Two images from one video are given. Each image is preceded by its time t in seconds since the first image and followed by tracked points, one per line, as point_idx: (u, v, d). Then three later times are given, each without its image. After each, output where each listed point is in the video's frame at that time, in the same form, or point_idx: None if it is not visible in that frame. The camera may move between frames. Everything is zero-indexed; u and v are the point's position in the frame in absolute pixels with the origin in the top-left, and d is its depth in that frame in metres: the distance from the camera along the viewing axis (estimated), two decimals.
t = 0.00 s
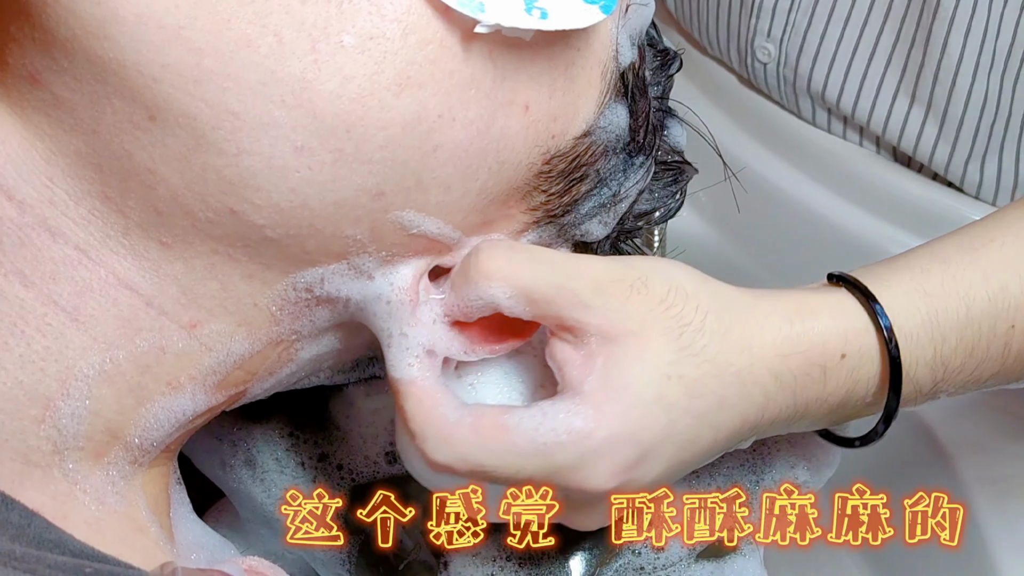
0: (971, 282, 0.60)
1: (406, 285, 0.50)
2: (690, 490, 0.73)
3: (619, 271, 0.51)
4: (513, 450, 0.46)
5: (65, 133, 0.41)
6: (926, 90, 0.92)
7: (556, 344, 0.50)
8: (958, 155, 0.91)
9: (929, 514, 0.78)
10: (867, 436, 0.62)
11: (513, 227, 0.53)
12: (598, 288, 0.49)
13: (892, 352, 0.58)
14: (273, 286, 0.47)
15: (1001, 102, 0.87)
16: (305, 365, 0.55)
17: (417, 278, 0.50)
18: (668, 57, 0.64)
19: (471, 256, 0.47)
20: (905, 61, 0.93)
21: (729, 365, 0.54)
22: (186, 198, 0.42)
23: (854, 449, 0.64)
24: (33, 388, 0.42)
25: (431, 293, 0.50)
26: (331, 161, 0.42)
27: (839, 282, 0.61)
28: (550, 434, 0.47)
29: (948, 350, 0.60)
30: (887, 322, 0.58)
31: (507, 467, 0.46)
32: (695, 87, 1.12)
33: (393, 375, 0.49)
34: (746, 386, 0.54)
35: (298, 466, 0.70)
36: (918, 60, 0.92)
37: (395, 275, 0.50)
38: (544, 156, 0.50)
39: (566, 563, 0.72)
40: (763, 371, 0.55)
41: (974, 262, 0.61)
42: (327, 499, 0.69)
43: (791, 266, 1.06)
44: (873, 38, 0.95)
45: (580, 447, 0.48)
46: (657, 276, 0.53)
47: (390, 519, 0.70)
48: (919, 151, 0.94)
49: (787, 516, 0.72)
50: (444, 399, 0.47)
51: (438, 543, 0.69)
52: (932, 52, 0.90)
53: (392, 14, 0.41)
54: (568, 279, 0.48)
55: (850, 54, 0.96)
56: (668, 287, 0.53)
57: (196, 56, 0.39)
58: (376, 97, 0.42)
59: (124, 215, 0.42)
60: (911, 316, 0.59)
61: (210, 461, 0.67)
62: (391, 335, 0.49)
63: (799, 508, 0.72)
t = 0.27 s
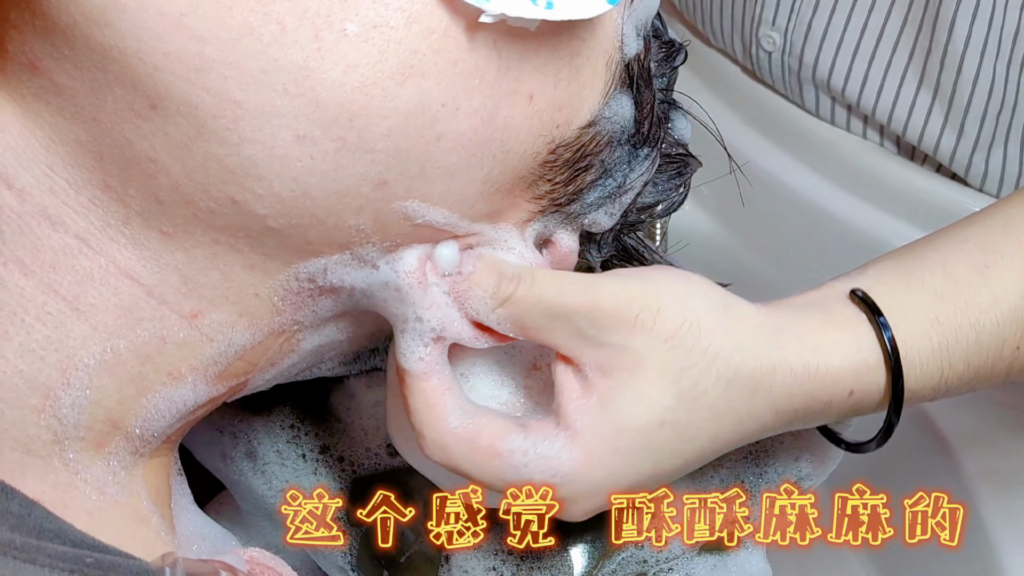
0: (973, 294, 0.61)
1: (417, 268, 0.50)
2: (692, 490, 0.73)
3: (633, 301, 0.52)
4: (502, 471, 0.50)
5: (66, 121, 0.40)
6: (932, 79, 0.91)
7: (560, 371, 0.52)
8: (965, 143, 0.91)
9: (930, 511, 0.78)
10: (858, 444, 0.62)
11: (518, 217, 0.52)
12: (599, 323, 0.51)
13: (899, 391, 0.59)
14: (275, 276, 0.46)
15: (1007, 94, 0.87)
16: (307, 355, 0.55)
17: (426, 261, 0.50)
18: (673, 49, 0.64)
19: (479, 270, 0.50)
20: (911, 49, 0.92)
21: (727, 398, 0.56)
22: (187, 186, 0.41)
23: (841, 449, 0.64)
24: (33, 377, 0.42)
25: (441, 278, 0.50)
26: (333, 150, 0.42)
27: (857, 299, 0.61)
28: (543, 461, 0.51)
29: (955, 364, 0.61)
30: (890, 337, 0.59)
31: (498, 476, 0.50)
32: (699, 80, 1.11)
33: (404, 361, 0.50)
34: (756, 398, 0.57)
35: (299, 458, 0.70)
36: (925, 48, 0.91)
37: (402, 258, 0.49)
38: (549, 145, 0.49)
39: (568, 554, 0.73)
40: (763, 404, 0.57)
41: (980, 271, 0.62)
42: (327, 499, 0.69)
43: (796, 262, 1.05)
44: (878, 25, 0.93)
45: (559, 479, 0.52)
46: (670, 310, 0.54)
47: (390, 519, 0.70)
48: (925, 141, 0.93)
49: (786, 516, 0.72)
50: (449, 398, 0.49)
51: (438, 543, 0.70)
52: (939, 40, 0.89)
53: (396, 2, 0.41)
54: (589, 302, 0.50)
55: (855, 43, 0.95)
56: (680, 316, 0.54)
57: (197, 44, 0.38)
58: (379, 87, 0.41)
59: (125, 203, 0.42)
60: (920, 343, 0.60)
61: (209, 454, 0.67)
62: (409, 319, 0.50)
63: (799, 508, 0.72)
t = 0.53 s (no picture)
0: (960, 340, 0.59)
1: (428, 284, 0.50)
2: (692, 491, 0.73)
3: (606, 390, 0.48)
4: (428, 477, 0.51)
5: (73, 127, 0.41)
6: (931, 84, 0.91)
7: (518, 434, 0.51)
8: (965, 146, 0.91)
9: (930, 511, 0.79)
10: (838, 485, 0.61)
11: (522, 221, 0.53)
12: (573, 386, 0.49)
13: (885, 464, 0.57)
14: (280, 279, 0.47)
15: (1006, 100, 0.87)
16: (311, 358, 0.55)
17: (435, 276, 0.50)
18: (676, 53, 0.64)
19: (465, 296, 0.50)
20: (910, 54, 0.92)
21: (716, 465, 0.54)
22: (193, 191, 0.42)
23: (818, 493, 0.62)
24: (41, 379, 0.43)
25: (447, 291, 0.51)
26: (338, 156, 0.43)
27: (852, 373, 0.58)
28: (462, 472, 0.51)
29: (947, 432, 0.59)
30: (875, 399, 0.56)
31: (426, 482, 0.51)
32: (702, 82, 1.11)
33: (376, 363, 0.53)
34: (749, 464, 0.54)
35: (303, 459, 0.71)
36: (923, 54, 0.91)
37: (410, 270, 0.50)
38: (551, 151, 0.50)
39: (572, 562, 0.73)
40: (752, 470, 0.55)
41: (971, 316, 0.59)
42: (327, 498, 0.69)
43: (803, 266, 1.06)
44: (877, 30, 0.93)
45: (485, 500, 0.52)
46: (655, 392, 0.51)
47: (390, 519, 0.70)
48: (925, 144, 0.94)
49: (786, 516, 0.72)
50: (403, 395, 0.52)
51: (438, 542, 0.69)
52: (938, 47, 0.89)
53: (400, 9, 0.41)
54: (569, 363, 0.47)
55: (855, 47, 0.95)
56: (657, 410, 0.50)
57: (204, 50, 0.39)
58: (384, 93, 0.42)
59: (132, 208, 0.43)
60: (911, 417, 0.57)
61: (214, 454, 0.68)
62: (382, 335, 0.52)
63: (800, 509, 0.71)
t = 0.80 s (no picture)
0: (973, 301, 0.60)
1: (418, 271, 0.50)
2: (692, 489, 0.72)
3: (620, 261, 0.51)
4: (510, 443, 0.47)
5: (72, 119, 0.41)
6: (930, 84, 0.91)
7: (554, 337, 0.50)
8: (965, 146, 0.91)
9: (930, 511, 0.79)
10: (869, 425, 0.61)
11: (522, 213, 0.53)
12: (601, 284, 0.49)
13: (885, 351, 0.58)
14: (281, 273, 0.47)
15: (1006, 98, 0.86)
16: (312, 352, 0.55)
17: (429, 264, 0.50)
18: (675, 45, 0.64)
19: (474, 243, 0.48)
20: (909, 55, 0.92)
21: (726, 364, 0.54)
22: (193, 184, 0.42)
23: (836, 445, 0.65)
24: (41, 373, 0.43)
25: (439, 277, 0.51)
26: (338, 148, 0.42)
27: (834, 280, 0.61)
28: (552, 427, 0.47)
29: (941, 349, 0.60)
30: (877, 318, 0.58)
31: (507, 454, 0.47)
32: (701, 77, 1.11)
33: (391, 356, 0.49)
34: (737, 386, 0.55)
35: (304, 454, 0.71)
36: (922, 54, 0.90)
37: (405, 259, 0.50)
38: (551, 144, 0.50)
39: (570, 547, 0.72)
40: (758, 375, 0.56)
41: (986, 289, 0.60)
42: (327, 499, 0.69)
43: (798, 258, 1.06)
44: (875, 31, 0.93)
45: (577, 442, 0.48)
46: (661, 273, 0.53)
47: (390, 519, 0.70)
48: (925, 143, 0.94)
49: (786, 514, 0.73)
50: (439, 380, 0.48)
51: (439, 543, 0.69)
52: (938, 47, 0.89)
53: None
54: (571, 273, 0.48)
55: (853, 48, 0.94)
56: (670, 286, 0.53)
57: (203, 42, 0.39)
58: (383, 84, 0.42)
59: (131, 201, 0.42)
60: (901, 316, 0.59)
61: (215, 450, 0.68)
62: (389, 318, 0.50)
63: (799, 507, 0.73)
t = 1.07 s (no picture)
0: (979, 308, 0.60)
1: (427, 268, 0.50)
2: (693, 489, 0.72)
3: (646, 301, 0.53)
4: (517, 467, 0.51)
5: (74, 117, 0.41)
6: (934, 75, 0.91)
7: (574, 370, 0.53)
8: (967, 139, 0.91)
9: (930, 511, 0.78)
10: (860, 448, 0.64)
11: (524, 212, 0.53)
12: (614, 319, 0.51)
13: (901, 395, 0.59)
14: (282, 272, 0.47)
15: (1010, 90, 0.87)
16: (313, 350, 0.55)
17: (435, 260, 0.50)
18: (678, 44, 0.64)
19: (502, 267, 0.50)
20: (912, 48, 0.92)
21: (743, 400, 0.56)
22: (194, 183, 0.42)
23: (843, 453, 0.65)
24: (42, 371, 0.43)
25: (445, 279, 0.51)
26: (339, 147, 0.42)
27: (859, 306, 0.61)
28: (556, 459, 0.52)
29: (954, 374, 0.60)
30: (892, 340, 0.58)
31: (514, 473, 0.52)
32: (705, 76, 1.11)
33: (425, 355, 0.51)
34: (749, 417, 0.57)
35: (304, 451, 0.71)
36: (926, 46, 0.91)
37: (409, 257, 0.50)
38: (554, 141, 0.50)
39: (570, 548, 0.73)
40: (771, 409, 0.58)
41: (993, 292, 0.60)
42: (327, 499, 0.69)
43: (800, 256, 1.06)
44: (878, 24, 0.93)
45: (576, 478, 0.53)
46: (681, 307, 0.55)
47: (390, 519, 0.70)
48: (926, 137, 0.93)
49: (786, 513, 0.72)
50: (467, 389, 0.51)
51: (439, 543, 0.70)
52: (942, 38, 0.89)
53: None
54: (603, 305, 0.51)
55: (856, 41, 0.94)
56: (691, 320, 0.55)
57: (205, 41, 0.39)
58: (385, 83, 0.42)
59: (132, 200, 0.42)
60: (919, 344, 0.60)
61: (215, 447, 0.68)
62: (421, 317, 0.51)
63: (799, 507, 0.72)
